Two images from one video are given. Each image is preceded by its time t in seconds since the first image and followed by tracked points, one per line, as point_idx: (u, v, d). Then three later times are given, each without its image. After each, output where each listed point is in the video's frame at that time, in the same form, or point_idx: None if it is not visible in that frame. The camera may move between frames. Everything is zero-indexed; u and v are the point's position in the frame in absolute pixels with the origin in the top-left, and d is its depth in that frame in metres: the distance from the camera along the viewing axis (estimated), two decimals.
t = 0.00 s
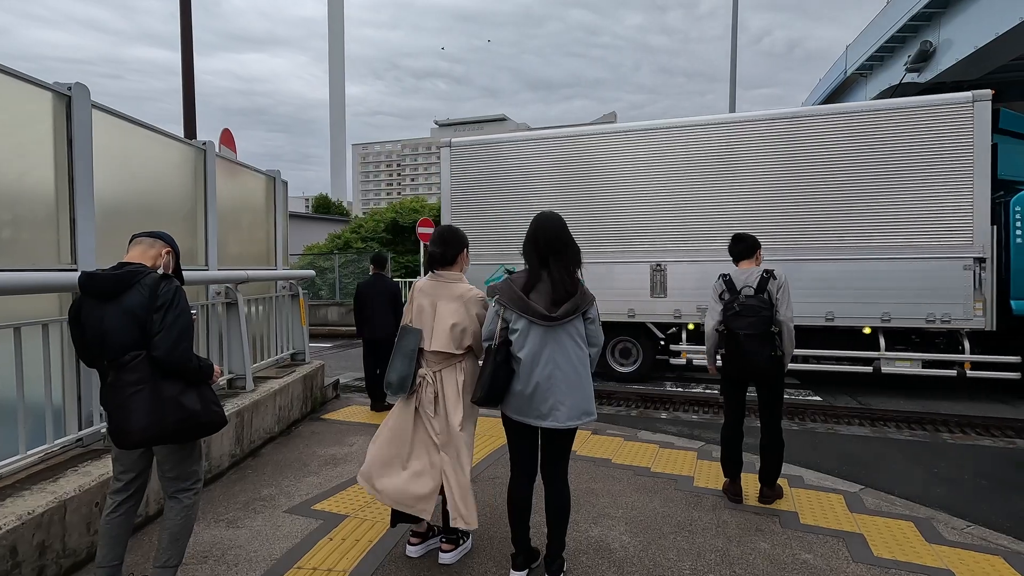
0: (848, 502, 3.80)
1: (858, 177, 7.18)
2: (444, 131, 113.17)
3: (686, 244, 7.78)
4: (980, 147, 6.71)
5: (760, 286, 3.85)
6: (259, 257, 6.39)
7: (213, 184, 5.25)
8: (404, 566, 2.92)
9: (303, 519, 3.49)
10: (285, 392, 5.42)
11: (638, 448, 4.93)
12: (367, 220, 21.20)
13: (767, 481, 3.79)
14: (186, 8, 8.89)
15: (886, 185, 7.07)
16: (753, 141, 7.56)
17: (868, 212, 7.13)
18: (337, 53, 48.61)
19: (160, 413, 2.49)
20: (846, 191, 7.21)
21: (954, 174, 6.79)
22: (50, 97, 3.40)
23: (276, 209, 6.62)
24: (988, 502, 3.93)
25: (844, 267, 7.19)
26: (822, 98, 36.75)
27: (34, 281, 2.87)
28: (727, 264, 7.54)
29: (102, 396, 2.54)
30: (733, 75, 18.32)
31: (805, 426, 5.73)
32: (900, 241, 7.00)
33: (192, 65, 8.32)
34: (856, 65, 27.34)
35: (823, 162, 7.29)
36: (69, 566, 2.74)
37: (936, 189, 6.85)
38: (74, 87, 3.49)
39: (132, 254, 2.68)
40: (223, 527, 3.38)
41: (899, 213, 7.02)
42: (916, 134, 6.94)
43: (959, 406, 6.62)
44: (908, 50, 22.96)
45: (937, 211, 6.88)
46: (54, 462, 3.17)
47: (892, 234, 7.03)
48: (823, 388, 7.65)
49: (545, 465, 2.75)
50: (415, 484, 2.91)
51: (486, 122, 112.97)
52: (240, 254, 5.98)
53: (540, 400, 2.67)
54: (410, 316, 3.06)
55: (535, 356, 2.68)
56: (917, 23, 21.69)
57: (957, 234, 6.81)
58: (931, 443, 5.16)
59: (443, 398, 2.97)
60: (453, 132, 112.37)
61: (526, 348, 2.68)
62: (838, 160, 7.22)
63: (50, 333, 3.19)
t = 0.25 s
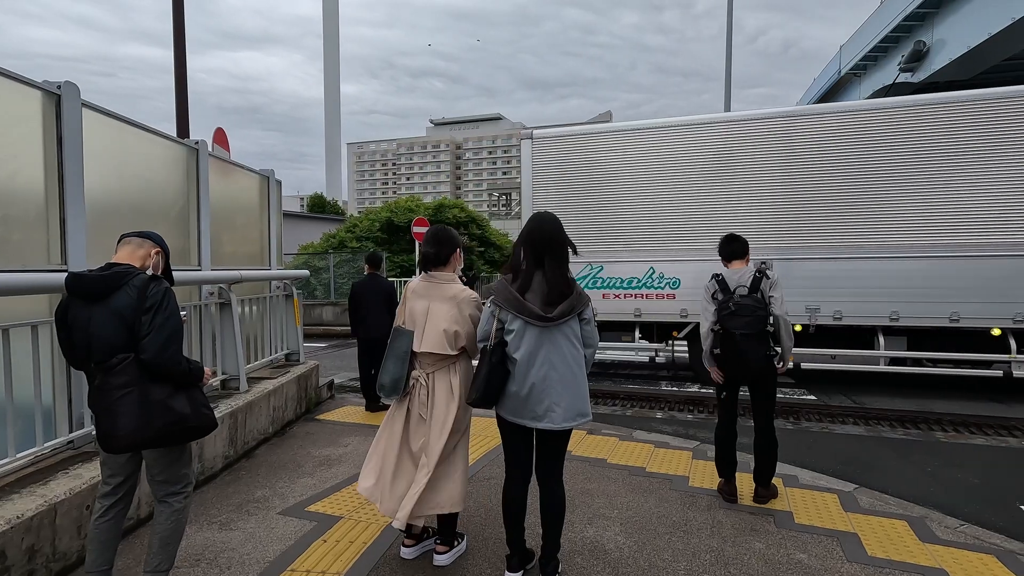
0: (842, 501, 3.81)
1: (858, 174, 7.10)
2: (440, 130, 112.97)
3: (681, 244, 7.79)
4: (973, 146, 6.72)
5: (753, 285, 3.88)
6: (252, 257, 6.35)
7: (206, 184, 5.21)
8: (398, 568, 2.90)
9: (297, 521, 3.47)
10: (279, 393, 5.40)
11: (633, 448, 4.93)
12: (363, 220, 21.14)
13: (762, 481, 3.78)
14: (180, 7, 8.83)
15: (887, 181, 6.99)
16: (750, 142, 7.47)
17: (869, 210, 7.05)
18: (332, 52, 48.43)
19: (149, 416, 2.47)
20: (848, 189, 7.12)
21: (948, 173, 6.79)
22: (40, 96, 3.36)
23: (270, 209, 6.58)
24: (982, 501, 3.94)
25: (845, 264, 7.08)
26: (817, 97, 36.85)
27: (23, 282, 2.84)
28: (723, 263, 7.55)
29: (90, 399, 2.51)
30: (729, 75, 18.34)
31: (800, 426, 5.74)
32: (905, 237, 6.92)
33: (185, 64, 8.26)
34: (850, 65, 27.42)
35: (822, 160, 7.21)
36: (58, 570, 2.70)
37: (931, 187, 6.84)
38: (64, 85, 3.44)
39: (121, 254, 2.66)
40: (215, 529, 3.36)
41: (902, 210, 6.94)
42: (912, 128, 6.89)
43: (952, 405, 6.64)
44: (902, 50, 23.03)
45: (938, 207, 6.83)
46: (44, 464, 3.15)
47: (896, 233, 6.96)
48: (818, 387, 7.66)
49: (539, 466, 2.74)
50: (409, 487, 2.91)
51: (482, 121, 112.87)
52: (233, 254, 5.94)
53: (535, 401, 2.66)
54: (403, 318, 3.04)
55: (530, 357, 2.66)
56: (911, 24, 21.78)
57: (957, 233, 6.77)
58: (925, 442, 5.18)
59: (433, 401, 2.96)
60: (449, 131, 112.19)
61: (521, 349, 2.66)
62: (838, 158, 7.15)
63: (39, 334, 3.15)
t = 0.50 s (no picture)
0: (840, 501, 3.82)
1: (858, 171, 7.09)
2: (437, 130, 112.88)
3: (679, 243, 7.80)
4: (969, 146, 6.75)
5: (747, 285, 3.89)
6: (250, 259, 6.33)
7: (203, 185, 5.19)
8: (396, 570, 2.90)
9: (295, 523, 3.46)
10: (277, 395, 5.38)
11: (632, 449, 4.93)
12: (360, 220, 21.10)
13: (761, 484, 3.78)
14: (176, 7, 8.79)
15: (888, 178, 6.98)
16: (751, 142, 7.48)
17: (867, 209, 7.05)
18: (329, 52, 48.28)
19: (146, 421, 2.45)
20: (849, 188, 7.11)
21: (945, 173, 6.81)
22: (35, 97, 3.34)
23: (267, 210, 6.56)
24: (979, 500, 3.95)
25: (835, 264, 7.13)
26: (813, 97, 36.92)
27: (22, 286, 2.83)
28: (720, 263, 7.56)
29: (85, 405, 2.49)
30: (726, 74, 18.36)
31: (798, 426, 5.75)
32: (908, 236, 6.91)
33: (181, 65, 8.23)
34: (847, 65, 27.45)
35: (822, 159, 7.21)
36: None
37: (927, 187, 6.86)
38: (60, 87, 3.43)
39: (116, 257, 2.64)
40: (214, 532, 3.34)
41: (905, 208, 6.93)
42: (908, 126, 6.92)
43: (950, 404, 6.67)
44: (898, 50, 23.09)
45: (939, 204, 6.83)
46: (42, 468, 3.13)
47: (893, 233, 6.97)
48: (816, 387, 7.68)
49: (539, 467, 2.75)
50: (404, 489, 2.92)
51: (479, 121, 112.80)
52: (230, 256, 5.92)
53: (536, 403, 2.65)
54: (402, 321, 3.03)
55: (529, 358, 2.66)
56: (906, 24, 21.84)
57: (950, 233, 6.81)
58: (922, 441, 5.20)
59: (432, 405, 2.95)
60: (446, 131, 112.11)
61: (521, 350, 2.66)
62: (838, 156, 7.15)
63: (36, 337, 3.13)
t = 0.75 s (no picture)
0: (845, 502, 3.81)
1: (864, 175, 7.10)
2: (437, 133, 113.06)
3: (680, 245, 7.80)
4: (972, 149, 6.77)
5: (748, 286, 3.88)
6: (251, 261, 6.33)
7: (205, 187, 5.20)
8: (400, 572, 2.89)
9: (298, 525, 3.45)
10: (279, 397, 5.38)
11: (635, 451, 4.92)
12: (360, 222, 21.10)
13: (766, 476, 3.80)
14: (177, 10, 8.81)
15: (900, 180, 6.98)
16: (770, 142, 7.46)
17: (871, 211, 7.08)
18: (329, 55, 48.32)
19: (150, 422, 2.45)
20: (866, 189, 7.09)
21: (946, 175, 6.83)
22: (38, 99, 3.33)
23: (269, 212, 6.56)
24: (984, 501, 3.94)
25: (836, 265, 7.22)
26: (812, 99, 36.99)
27: (24, 286, 2.81)
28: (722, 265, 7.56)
29: (89, 406, 2.49)
30: (727, 77, 18.41)
31: (800, 427, 5.74)
32: (921, 240, 6.93)
33: (182, 68, 8.24)
34: (846, 67, 27.51)
35: (836, 160, 7.20)
36: None
37: (932, 192, 6.88)
38: (63, 89, 3.43)
39: (119, 258, 2.63)
40: (217, 534, 3.34)
41: (917, 211, 6.94)
42: (920, 128, 6.90)
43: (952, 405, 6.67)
44: (898, 52, 23.14)
45: (948, 207, 6.85)
46: (44, 470, 3.12)
47: (897, 236, 7.01)
48: (818, 388, 7.67)
49: (544, 467, 2.74)
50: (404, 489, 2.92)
51: (479, 124, 112.97)
52: (232, 258, 5.91)
53: (541, 403, 2.65)
54: (405, 321, 3.02)
55: (534, 358, 2.66)
56: (906, 26, 21.89)
57: (952, 236, 6.85)
58: (926, 442, 5.20)
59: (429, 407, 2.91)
60: (446, 134, 112.29)
61: (526, 351, 2.66)
62: (855, 157, 7.12)
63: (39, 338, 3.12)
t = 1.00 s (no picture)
0: (848, 504, 3.78)
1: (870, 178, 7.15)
2: (437, 136, 113.29)
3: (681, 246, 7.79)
4: (976, 152, 6.78)
5: (753, 286, 3.89)
6: (252, 263, 6.32)
7: (206, 189, 5.19)
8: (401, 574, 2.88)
9: (299, 527, 3.44)
10: (280, 399, 5.37)
11: (637, 452, 4.90)
12: (361, 225, 21.11)
13: (764, 468, 4.00)
14: (179, 13, 8.83)
15: (938, 176, 6.89)
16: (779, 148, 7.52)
17: (877, 214, 7.13)
18: (330, 59, 48.49)
19: (151, 423, 2.44)
20: (900, 188, 7.02)
21: (951, 179, 6.85)
22: (38, 99, 3.33)
23: (270, 214, 6.56)
24: (988, 502, 3.93)
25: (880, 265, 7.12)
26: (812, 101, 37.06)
27: (24, 287, 2.80)
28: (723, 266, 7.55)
29: (90, 407, 2.48)
30: (727, 79, 18.46)
31: (803, 428, 5.73)
32: (935, 241, 6.92)
33: (184, 70, 8.25)
34: (846, 69, 27.56)
35: (868, 160, 7.16)
36: None
37: (938, 195, 6.90)
38: (64, 90, 3.44)
39: (120, 258, 2.62)
40: (218, 536, 3.32)
41: (958, 208, 6.86)
42: (933, 130, 6.92)
43: (956, 406, 6.66)
44: (898, 54, 23.20)
45: (988, 201, 6.75)
46: (44, 471, 3.11)
47: (901, 239, 7.05)
48: (820, 389, 7.65)
49: (546, 468, 2.72)
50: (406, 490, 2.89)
51: (479, 127, 113.18)
52: (233, 260, 5.91)
53: (543, 403, 2.63)
54: (405, 322, 3.02)
55: (536, 358, 2.64)
56: (905, 29, 21.95)
57: (958, 238, 6.87)
58: (929, 443, 5.19)
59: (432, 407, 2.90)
60: (446, 137, 112.48)
61: (528, 350, 2.65)
62: (888, 154, 7.07)
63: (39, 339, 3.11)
